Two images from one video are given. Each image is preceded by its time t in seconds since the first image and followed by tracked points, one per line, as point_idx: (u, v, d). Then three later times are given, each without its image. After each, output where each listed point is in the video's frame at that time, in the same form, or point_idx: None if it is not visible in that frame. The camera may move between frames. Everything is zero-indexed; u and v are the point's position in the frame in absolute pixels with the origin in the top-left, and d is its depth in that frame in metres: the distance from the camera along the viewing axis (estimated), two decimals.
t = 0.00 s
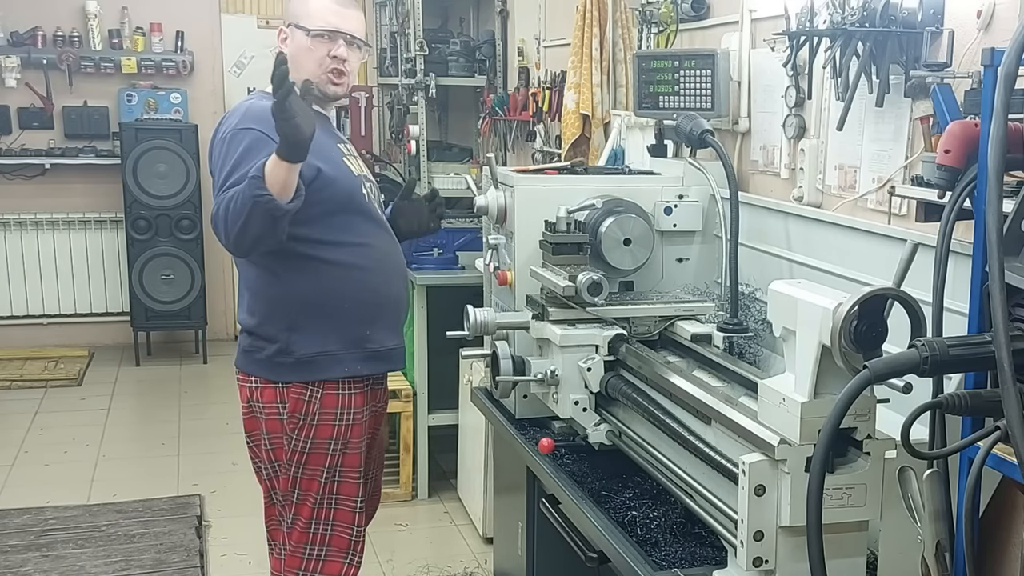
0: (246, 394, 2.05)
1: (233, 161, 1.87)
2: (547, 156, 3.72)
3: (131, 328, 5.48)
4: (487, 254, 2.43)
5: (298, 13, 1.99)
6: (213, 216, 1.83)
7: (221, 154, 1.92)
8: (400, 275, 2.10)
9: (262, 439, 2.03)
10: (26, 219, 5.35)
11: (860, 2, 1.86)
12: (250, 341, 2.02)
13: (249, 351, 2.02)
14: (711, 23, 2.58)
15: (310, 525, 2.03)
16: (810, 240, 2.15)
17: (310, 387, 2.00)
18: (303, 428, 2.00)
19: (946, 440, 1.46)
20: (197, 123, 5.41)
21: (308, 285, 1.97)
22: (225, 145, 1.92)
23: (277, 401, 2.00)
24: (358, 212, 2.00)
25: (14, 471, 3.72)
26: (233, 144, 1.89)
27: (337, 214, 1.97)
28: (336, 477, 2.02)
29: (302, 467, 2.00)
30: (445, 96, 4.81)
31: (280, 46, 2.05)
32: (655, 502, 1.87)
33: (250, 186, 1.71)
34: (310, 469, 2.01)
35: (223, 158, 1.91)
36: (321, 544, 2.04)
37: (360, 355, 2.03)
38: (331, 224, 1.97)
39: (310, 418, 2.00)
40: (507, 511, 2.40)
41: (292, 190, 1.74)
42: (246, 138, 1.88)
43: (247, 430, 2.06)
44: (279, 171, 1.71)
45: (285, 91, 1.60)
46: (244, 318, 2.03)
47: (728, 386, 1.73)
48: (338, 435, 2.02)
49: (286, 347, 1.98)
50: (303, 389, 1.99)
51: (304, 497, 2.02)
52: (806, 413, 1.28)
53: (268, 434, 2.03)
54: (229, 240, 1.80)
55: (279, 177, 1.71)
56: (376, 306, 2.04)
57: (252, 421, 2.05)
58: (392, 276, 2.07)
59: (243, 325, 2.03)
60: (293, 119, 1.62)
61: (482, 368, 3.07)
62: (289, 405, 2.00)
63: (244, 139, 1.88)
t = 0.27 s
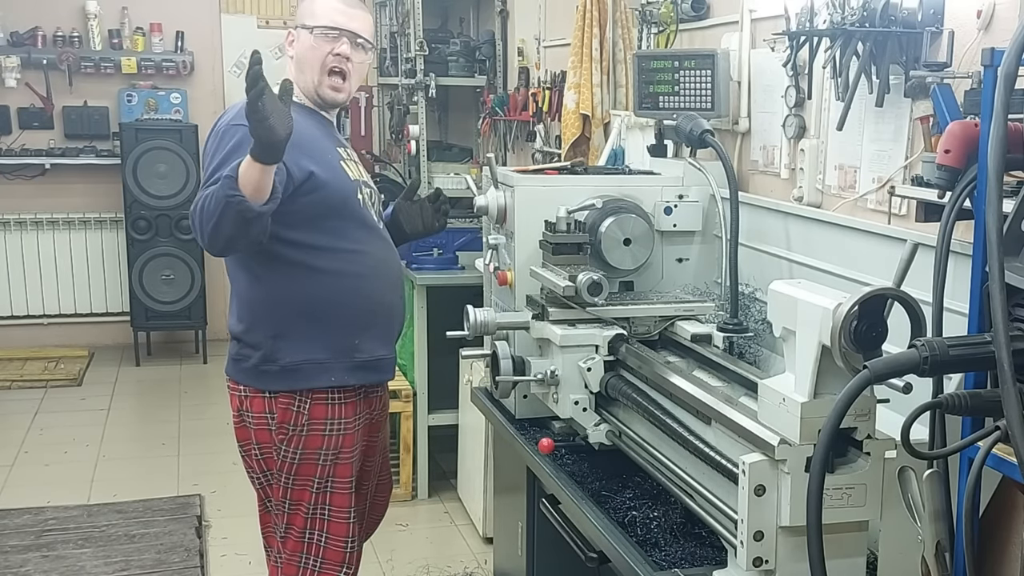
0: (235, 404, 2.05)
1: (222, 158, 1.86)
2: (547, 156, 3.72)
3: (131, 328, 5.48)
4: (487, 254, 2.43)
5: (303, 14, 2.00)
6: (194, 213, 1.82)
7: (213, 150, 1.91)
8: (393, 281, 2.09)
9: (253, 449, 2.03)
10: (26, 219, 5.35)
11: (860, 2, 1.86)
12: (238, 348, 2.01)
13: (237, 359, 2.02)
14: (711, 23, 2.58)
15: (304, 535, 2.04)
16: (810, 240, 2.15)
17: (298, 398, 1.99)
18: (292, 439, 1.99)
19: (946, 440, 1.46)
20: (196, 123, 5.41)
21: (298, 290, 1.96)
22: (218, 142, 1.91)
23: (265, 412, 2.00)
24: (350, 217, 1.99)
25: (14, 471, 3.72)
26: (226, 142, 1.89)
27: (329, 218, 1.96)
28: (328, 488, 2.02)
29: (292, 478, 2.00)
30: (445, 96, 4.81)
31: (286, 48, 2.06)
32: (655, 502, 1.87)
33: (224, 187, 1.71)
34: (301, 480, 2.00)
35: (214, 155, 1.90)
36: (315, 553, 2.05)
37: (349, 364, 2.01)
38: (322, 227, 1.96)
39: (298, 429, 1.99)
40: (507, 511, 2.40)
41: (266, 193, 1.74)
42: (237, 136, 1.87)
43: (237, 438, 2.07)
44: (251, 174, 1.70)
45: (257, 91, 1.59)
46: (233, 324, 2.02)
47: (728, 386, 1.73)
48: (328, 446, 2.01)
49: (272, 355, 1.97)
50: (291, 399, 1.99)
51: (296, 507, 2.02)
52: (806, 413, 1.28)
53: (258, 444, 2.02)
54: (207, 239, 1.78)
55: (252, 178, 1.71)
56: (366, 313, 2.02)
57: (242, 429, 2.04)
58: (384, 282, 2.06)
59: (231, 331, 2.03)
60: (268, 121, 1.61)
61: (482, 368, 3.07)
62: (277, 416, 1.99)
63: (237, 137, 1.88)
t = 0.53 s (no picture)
0: (225, 408, 2.05)
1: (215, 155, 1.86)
2: (547, 156, 3.72)
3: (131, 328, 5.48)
4: (487, 254, 2.44)
5: (308, 12, 2.00)
6: (179, 207, 1.82)
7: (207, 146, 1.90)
8: (384, 288, 2.08)
9: (240, 454, 2.03)
10: (26, 219, 5.35)
11: (860, 2, 1.87)
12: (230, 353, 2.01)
13: (227, 363, 2.02)
14: (711, 23, 2.58)
15: (294, 540, 2.03)
16: (811, 240, 2.15)
17: (283, 403, 1.98)
18: (277, 444, 1.98)
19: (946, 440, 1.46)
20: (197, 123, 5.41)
21: (286, 294, 1.95)
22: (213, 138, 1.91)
23: (251, 416, 1.99)
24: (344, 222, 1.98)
25: (14, 471, 3.72)
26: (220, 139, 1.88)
27: (322, 222, 1.95)
28: (314, 493, 2.00)
29: (279, 483, 1.99)
30: (445, 96, 4.81)
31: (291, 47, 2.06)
32: (655, 502, 1.87)
33: (206, 180, 1.71)
34: (287, 486, 1.99)
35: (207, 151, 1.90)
36: (305, 559, 2.03)
37: (337, 372, 2.00)
38: (314, 231, 1.95)
39: (284, 434, 1.98)
40: (507, 511, 2.40)
41: (248, 189, 1.73)
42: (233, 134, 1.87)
43: (227, 442, 2.07)
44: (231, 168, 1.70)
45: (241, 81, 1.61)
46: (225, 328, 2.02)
47: (728, 386, 1.73)
48: (313, 451, 1.99)
49: (257, 361, 1.97)
50: (276, 405, 1.98)
51: (283, 513, 2.01)
52: (806, 413, 1.28)
53: (246, 448, 2.02)
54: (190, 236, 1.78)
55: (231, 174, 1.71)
56: (354, 319, 2.02)
57: (230, 434, 2.05)
58: (375, 290, 2.05)
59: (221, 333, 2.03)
60: (248, 115, 1.62)
61: (482, 368, 3.07)
62: (262, 421, 1.98)
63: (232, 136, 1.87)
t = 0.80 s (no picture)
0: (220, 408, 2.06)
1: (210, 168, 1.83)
2: (546, 156, 3.72)
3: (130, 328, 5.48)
4: (487, 253, 2.43)
5: (327, 13, 1.91)
6: (176, 223, 1.80)
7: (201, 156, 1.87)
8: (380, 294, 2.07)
9: (236, 455, 2.03)
10: (26, 219, 5.35)
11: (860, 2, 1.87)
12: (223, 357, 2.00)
13: (220, 366, 2.01)
14: (711, 23, 2.58)
15: (290, 542, 2.02)
16: (811, 240, 2.15)
17: (277, 405, 1.97)
18: (271, 445, 1.98)
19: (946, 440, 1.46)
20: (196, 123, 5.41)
21: (278, 299, 1.94)
22: (207, 148, 1.87)
23: (245, 418, 1.99)
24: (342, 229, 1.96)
25: (14, 471, 3.72)
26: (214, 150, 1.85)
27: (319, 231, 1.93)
28: (309, 495, 1.99)
29: (273, 485, 1.98)
30: (445, 96, 4.81)
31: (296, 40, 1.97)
32: (655, 502, 1.87)
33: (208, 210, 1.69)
34: (281, 487, 1.98)
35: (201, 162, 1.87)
36: (301, 561, 2.02)
37: (331, 378, 1.99)
38: (313, 240, 1.94)
39: (277, 435, 1.97)
40: (507, 511, 2.40)
41: (250, 220, 1.70)
42: (230, 147, 1.83)
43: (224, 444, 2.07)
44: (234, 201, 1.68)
45: (249, 115, 1.55)
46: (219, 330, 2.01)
47: (728, 386, 1.72)
48: (307, 452, 1.98)
49: (249, 367, 1.96)
50: (269, 407, 1.97)
51: (279, 514, 2.00)
52: (806, 413, 1.27)
53: (241, 449, 2.02)
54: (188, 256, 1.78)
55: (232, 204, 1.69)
56: (349, 326, 2.00)
57: (226, 436, 2.04)
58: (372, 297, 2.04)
59: (215, 335, 2.03)
60: (254, 154, 1.58)
61: (482, 368, 3.07)
62: (256, 422, 1.98)
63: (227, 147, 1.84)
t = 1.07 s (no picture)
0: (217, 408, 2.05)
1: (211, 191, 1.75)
2: (546, 156, 3.72)
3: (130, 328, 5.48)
4: (487, 254, 2.43)
5: (358, 22, 1.89)
6: (185, 256, 1.73)
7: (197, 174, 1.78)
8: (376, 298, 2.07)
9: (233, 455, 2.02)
10: (26, 219, 5.35)
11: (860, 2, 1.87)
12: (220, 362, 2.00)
13: (219, 368, 2.00)
14: (711, 23, 2.58)
15: (288, 542, 2.01)
16: (811, 241, 2.15)
17: (273, 407, 1.96)
18: (268, 445, 1.97)
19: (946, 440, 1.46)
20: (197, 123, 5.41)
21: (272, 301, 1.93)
22: (203, 167, 1.78)
23: (242, 418, 1.98)
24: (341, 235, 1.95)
25: (14, 472, 3.72)
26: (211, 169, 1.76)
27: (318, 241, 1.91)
28: (307, 494, 1.98)
29: (270, 485, 1.97)
30: (445, 96, 4.82)
31: (315, 45, 1.88)
32: (655, 502, 1.87)
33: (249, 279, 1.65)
34: (279, 487, 1.97)
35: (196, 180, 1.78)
36: (300, 560, 2.01)
37: (326, 384, 1.98)
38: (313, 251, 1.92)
39: (274, 435, 1.96)
40: (507, 511, 2.40)
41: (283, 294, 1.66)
42: (237, 174, 1.75)
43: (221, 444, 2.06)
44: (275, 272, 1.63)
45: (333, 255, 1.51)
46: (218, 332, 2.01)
47: (728, 386, 1.72)
48: (304, 451, 1.97)
49: (246, 371, 1.95)
50: (265, 408, 1.96)
51: (277, 514, 1.99)
52: (806, 413, 1.27)
53: (239, 449, 2.02)
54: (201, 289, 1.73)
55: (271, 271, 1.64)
56: (343, 330, 2.00)
57: (222, 436, 2.04)
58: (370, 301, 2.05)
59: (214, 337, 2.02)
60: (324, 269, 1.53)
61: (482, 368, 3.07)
62: (252, 422, 1.97)
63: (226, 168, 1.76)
